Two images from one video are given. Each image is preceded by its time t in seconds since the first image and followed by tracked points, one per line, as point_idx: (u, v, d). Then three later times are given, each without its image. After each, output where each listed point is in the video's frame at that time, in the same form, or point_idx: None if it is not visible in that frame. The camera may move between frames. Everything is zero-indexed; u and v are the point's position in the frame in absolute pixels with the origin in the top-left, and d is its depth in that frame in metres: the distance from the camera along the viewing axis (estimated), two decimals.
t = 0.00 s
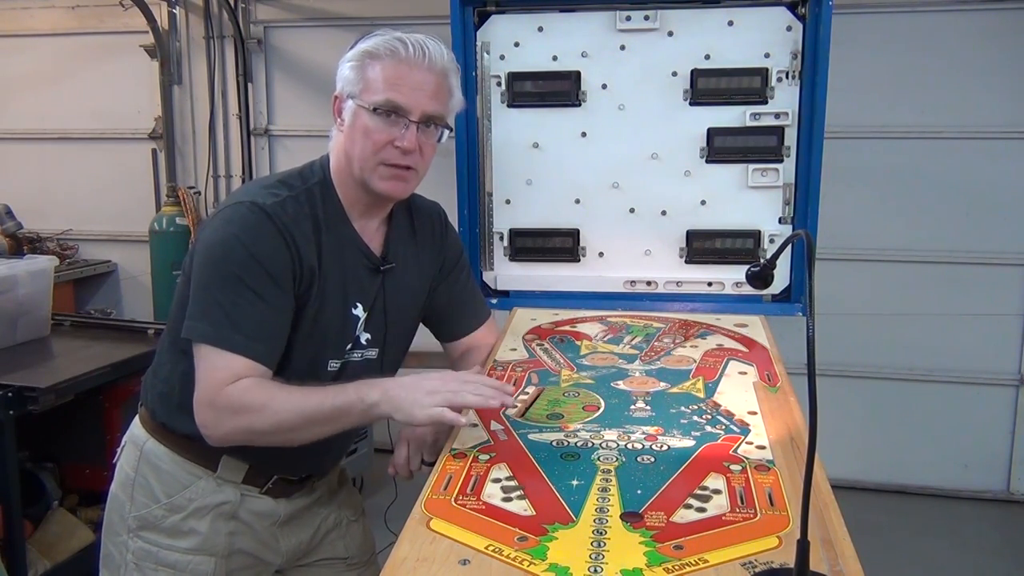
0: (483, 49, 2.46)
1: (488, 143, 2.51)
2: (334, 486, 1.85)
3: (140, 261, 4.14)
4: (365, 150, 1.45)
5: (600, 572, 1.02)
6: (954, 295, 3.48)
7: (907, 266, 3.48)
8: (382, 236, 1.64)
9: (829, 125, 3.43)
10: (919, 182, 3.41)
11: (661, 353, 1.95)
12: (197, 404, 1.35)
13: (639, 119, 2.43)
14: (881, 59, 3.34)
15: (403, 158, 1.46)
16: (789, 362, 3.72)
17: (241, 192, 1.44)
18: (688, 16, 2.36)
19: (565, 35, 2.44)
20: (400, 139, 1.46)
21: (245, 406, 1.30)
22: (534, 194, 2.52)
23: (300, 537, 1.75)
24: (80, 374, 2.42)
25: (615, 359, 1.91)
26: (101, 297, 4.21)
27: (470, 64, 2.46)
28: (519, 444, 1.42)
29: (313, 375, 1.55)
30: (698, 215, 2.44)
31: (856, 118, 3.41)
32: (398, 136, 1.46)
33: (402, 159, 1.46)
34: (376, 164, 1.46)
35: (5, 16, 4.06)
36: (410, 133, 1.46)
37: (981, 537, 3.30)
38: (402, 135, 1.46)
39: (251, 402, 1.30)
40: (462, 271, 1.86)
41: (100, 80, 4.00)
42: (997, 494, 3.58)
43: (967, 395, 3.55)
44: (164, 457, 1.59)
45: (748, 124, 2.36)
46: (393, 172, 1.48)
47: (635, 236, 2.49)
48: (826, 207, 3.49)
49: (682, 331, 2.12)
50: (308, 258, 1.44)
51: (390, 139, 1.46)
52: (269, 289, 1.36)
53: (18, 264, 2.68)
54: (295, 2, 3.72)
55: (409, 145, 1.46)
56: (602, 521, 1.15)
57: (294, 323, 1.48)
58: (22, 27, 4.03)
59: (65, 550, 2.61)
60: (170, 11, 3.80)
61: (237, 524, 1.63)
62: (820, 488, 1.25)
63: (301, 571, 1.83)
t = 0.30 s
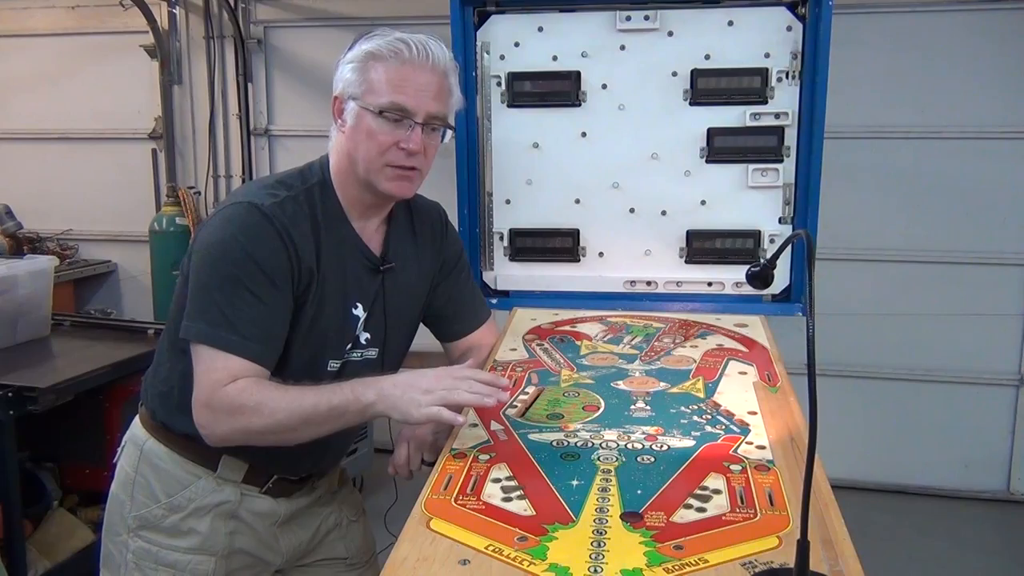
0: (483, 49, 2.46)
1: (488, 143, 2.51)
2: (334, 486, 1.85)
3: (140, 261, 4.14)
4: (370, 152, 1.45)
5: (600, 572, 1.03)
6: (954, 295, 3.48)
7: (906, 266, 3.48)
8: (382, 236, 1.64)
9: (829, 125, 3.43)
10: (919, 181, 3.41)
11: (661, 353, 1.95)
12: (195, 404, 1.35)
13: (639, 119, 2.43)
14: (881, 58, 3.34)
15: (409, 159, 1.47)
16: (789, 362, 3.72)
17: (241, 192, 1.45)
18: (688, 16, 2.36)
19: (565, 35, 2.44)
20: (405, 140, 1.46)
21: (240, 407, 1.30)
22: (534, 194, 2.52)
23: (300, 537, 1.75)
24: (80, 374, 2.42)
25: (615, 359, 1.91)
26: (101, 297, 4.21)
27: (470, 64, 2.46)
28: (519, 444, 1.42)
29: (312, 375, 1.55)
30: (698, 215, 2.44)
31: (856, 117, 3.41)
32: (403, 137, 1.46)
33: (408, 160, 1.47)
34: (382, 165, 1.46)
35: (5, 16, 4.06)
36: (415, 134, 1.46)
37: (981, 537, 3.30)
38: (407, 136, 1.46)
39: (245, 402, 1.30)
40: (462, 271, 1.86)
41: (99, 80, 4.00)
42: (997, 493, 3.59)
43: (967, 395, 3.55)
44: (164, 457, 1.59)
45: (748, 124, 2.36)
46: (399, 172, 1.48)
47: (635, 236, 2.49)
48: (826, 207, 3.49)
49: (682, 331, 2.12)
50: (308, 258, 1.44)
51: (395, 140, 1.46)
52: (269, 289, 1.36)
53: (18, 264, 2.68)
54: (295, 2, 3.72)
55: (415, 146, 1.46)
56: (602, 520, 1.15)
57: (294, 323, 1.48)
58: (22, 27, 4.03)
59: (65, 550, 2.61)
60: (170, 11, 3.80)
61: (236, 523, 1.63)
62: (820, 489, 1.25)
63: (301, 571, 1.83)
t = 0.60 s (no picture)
0: (483, 49, 2.46)
1: (488, 143, 2.51)
2: (334, 486, 1.85)
3: (140, 261, 4.14)
4: (377, 152, 1.45)
5: (600, 572, 1.03)
6: (954, 295, 3.48)
7: (906, 266, 3.48)
8: (383, 236, 1.64)
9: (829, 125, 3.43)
10: (919, 182, 3.41)
11: (661, 353, 1.95)
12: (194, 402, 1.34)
13: (639, 119, 2.43)
14: (881, 58, 3.34)
15: (415, 159, 1.47)
16: (789, 362, 3.72)
17: (243, 190, 1.44)
18: (688, 16, 2.36)
19: (565, 35, 2.44)
20: (412, 140, 1.46)
21: (236, 402, 1.29)
22: (534, 194, 2.52)
23: (300, 536, 1.75)
24: (80, 374, 2.42)
25: (615, 359, 1.91)
26: (102, 297, 4.21)
27: (470, 64, 2.46)
28: (519, 444, 1.42)
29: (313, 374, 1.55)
30: (698, 215, 2.44)
31: (856, 118, 3.41)
32: (410, 138, 1.46)
33: (414, 160, 1.47)
34: (389, 165, 1.46)
35: (5, 16, 4.06)
36: (421, 135, 1.46)
37: (981, 537, 3.30)
38: (414, 136, 1.46)
39: (241, 397, 1.28)
40: (463, 271, 1.86)
41: (99, 80, 4.00)
42: (997, 494, 3.58)
43: (967, 395, 3.55)
44: (164, 456, 1.59)
45: (748, 124, 2.36)
46: (405, 173, 1.48)
47: (635, 236, 2.49)
48: (826, 207, 3.49)
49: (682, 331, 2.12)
50: (310, 257, 1.44)
51: (402, 140, 1.46)
52: (271, 287, 1.36)
53: (18, 264, 2.67)
54: (295, 2, 3.72)
55: (421, 146, 1.46)
56: (602, 520, 1.15)
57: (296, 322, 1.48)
58: (22, 27, 4.03)
59: (65, 550, 2.61)
60: (170, 11, 3.80)
61: (237, 523, 1.63)
62: (820, 489, 1.25)
63: (301, 571, 1.83)
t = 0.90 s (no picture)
0: (483, 49, 2.46)
1: (488, 143, 2.51)
2: (334, 485, 1.85)
3: (140, 261, 4.14)
4: (378, 152, 1.45)
5: (600, 572, 1.03)
6: (953, 295, 3.48)
7: (907, 266, 3.48)
8: (384, 235, 1.64)
9: (829, 125, 3.43)
10: (919, 182, 3.41)
11: (661, 352, 1.95)
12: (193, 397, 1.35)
13: (639, 119, 2.43)
14: (881, 58, 3.34)
15: (416, 160, 1.47)
16: (789, 362, 3.72)
17: (243, 188, 1.44)
18: (688, 16, 2.36)
19: (566, 35, 2.44)
20: (413, 141, 1.46)
21: (232, 393, 1.29)
22: (534, 194, 2.52)
23: (300, 536, 1.75)
24: (81, 374, 2.42)
25: (615, 359, 1.91)
26: (101, 297, 4.21)
27: (470, 64, 2.46)
28: (519, 444, 1.42)
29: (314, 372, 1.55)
30: (698, 215, 2.44)
31: (856, 118, 3.41)
32: (411, 138, 1.46)
33: (415, 160, 1.47)
34: (390, 165, 1.46)
35: (5, 16, 4.06)
36: (422, 135, 1.47)
37: (981, 537, 3.30)
38: (415, 137, 1.46)
39: (236, 387, 1.29)
40: (464, 271, 1.86)
41: (100, 81, 4.00)
42: (997, 494, 3.58)
43: (967, 395, 3.55)
44: (165, 457, 1.59)
45: (748, 124, 2.36)
46: (405, 173, 1.48)
47: (635, 236, 2.49)
48: (825, 206, 3.49)
49: (682, 331, 2.12)
50: (310, 255, 1.44)
51: (403, 140, 1.46)
52: (272, 285, 1.36)
53: (18, 264, 2.67)
54: (296, 2, 3.72)
55: (422, 146, 1.46)
56: (601, 520, 1.15)
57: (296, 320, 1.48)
58: (22, 27, 4.03)
59: (65, 550, 2.61)
60: (170, 11, 3.80)
61: (237, 523, 1.63)
62: (820, 489, 1.25)
63: (301, 571, 1.83)
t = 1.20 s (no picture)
0: (483, 50, 2.46)
1: (488, 143, 2.51)
2: (334, 486, 1.85)
3: (140, 261, 4.14)
4: (367, 153, 1.45)
5: (600, 572, 1.03)
6: (953, 295, 3.48)
7: (907, 266, 3.48)
8: (381, 233, 1.64)
9: (829, 125, 3.43)
10: (919, 181, 3.41)
11: (661, 352, 1.95)
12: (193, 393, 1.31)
13: (639, 119, 2.43)
14: (881, 58, 3.34)
15: (404, 163, 1.47)
16: (789, 362, 3.72)
17: (241, 185, 1.45)
18: (688, 16, 2.36)
19: (565, 35, 2.44)
20: (401, 144, 1.46)
21: (238, 387, 1.26)
22: (534, 194, 2.52)
23: (300, 537, 1.75)
24: (81, 374, 2.42)
25: (615, 359, 1.91)
26: (101, 297, 4.21)
27: (470, 64, 2.46)
28: (519, 444, 1.42)
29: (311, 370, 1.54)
30: (698, 215, 2.44)
31: (856, 117, 3.41)
32: (400, 142, 1.46)
33: (403, 164, 1.47)
34: (378, 168, 1.46)
35: (5, 16, 4.06)
36: (412, 139, 1.46)
37: (981, 537, 3.30)
38: (404, 140, 1.46)
39: (243, 380, 1.26)
40: (463, 270, 1.86)
41: (100, 81, 4.00)
42: (997, 494, 3.58)
43: (967, 395, 3.55)
44: (165, 456, 1.59)
45: (748, 124, 2.36)
46: (394, 176, 1.48)
47: (635, 236, 2.49)
48: (825, 206, 3.49)
49: (682, 331, 2.12)
50: (308, 251, 1.44)
51: (392, 143, 1.46)
52: (270, 280, 1.36)
53: (18, 264, 2.67)
54: (296, 2, 3.72)
55: (411, 150, 1.46)
56: (602, 520, 1.15)
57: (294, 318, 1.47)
58: (23, 27, 4.03)
59: (65, 550, 2.61)
60: (170, 11, 3.80)
61: (237, 523, 1.62)
62: (819, 489, 1.25)
63: (301, 571, 1.83)
